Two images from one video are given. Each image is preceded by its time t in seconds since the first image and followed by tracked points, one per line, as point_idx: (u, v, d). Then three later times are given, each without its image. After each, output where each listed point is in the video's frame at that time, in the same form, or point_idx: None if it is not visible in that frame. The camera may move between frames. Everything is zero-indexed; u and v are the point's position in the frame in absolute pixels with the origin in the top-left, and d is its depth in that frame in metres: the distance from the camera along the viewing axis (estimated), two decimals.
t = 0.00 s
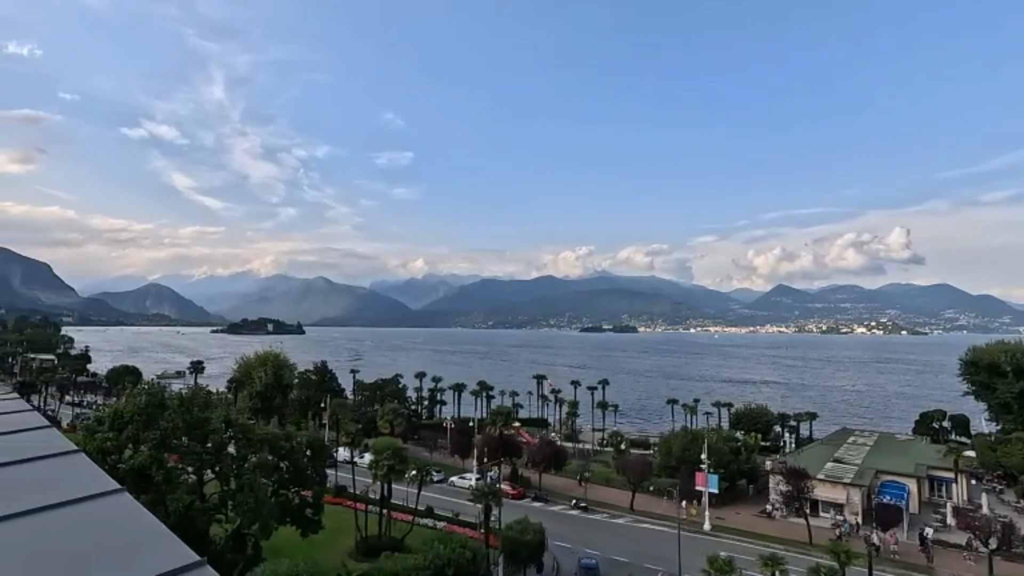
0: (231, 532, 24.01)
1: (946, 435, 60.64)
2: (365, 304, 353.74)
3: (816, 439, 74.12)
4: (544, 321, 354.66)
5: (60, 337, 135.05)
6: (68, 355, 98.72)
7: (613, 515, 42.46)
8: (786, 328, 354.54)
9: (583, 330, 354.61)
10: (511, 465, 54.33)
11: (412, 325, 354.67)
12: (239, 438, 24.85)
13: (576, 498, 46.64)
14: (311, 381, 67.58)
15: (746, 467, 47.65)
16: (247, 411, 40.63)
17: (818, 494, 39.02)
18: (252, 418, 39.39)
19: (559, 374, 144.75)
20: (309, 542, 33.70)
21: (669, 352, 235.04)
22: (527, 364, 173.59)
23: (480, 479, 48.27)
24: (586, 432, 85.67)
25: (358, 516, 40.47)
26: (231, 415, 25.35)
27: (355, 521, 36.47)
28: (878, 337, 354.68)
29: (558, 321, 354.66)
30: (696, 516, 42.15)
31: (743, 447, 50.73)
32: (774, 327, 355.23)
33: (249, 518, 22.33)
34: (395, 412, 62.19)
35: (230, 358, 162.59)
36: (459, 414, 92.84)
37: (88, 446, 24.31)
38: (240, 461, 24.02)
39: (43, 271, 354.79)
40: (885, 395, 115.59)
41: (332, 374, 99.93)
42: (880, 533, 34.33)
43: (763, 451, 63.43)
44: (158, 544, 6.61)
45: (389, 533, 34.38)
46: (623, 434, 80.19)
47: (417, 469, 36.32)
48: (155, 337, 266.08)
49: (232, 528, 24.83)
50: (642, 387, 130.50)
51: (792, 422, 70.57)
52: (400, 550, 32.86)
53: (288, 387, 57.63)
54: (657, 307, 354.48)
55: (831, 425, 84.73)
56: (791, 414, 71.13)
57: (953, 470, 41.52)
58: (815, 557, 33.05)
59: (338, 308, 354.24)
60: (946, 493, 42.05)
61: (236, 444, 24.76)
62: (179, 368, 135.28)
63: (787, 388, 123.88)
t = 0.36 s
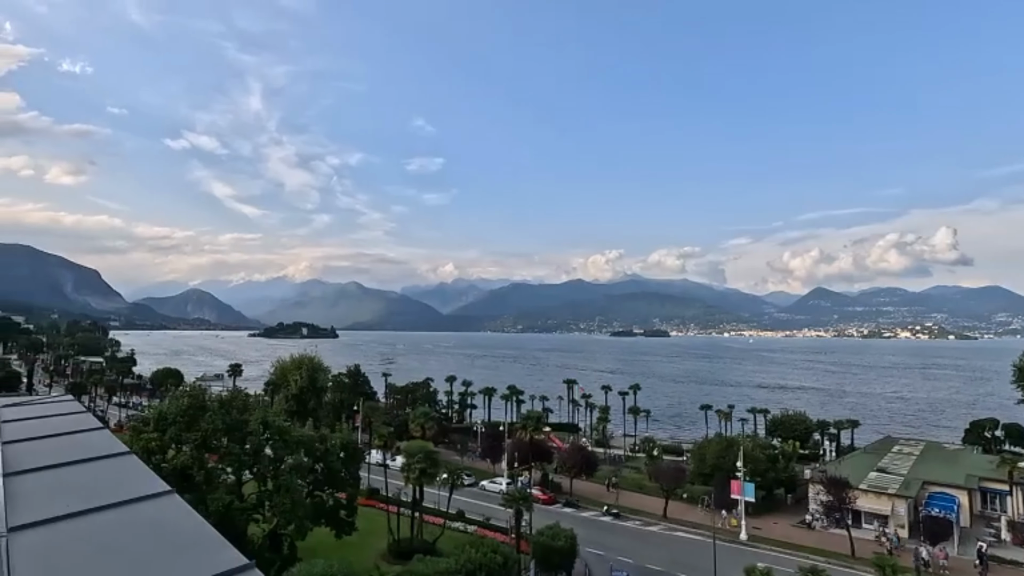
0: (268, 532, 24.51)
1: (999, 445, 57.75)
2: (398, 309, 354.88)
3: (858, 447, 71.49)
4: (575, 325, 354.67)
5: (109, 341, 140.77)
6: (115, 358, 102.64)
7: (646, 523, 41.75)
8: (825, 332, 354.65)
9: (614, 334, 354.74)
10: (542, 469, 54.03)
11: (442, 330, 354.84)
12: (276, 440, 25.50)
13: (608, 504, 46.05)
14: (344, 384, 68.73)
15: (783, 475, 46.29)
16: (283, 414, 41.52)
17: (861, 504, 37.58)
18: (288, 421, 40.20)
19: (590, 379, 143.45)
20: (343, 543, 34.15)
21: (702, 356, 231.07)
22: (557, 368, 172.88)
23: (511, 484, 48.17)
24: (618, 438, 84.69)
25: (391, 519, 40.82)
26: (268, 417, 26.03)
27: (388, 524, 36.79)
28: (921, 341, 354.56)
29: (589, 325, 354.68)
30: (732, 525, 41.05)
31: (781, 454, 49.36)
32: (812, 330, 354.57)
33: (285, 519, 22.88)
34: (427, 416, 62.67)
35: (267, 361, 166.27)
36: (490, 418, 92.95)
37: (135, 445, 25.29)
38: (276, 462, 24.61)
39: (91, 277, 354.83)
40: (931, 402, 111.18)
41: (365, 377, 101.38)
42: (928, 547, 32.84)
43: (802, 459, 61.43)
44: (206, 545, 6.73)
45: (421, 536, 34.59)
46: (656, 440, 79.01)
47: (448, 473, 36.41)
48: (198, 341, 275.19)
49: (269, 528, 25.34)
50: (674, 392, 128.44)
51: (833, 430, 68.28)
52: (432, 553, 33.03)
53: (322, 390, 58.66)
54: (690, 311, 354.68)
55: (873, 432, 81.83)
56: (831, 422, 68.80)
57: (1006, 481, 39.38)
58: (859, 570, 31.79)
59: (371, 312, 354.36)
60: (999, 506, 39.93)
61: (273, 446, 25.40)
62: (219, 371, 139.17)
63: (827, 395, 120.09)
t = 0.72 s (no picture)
0: (304, 532, 24.90)
1: None
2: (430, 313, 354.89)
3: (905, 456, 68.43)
4: (606, 329, 354.66)
5: (156, 345, 146.10)
6: (160, 360, 106.28)
7: (681, 530, 40.94)
8: (870, 336, 354.37)
9: (646, 338, 354.57)
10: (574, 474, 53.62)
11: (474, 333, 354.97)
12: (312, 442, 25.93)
13: (642, 511, 45.33)
14: (377, 387, 69.78)
15: (825, 484, 44.74)
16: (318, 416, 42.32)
17: (909, 516, 36.01)
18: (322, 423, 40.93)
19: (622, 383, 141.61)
20: (377, 544, 34.54)
21: (738, 360, 226.12)
22: (589, 373, 171.80)
23: (543, 489, 47.98)
24: (651, 444, 83.39)
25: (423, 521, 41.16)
26: (305, 419, 26.53)
27: (420, 526, 37.06)
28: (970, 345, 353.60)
29: (621, 328, 354.54)
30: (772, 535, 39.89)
31: (822, 462, 47.79)
32: (855, 334, 354.72)
33: (321, 519, 23.36)
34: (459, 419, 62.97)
35: (303, 364, 169.77)
36: (521, 421, 92.73)
37: (179, 445, 26.20)
38: (312, 464, 25.07)
39: (136, 283, 354.90)
40: (983, 409, 106.14)
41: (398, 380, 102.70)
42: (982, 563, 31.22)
43: (844, 467, 59.10)
44: (251, 543, 6.40)
45: (453, 538, 34.75)
46: (690, 446, 77.53)
47: (480, 476, 36.42)
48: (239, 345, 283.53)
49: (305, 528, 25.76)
50: (709, 397, 125.86)
51: (878, 438, 65.59)
52: (464, 557, 33.13)
53: (356, 393, 59.58)
54: (724, 315, 354.01)
55: (921, 441, 78.57)
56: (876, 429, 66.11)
57: None
58: None
59: (402, 317, 354.13)
60: None
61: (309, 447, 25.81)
62: (257, 373, 142.87)
63: (870, 401, 115.68)
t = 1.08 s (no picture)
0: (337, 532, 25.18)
1: None
2: (460, 316, 353.59)
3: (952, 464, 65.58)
4: (636, 331, 354.78)
5: (196, 347, 151.09)
6: (200, 362, 109.82)
7: (715, 537, 40.06)
8: (913, 339, 354.73)
9: (677, 341, 354.57)
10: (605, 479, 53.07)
11: (503, 336, 355.14)
12: (345, 443, 26.32)
13: (674, 517, 44.54)
14: (407, 390, 70.53)
15: (866, 492, 43.14)
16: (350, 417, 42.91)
17: (958, 527, 34.37)
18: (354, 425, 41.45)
19: (652, 387, 139.96)
20: (408, 546, 34.77)
21: (773, 364, 221.49)
22: (618, 375, 170.67)
23: (573, 493, 47.64)
24: (683, 448, 82.08)
25: (453, 523, 41.33)
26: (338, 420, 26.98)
27: (451, 529, 37.17)
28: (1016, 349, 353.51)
29: (651, 331, 354.79)
30: (811, 544, 38.74)
31: (863, 469, 46.16)
32: (897, 338, 355.38)
33: (354, 519, 23.70)
34: (488, 422, 63.06)
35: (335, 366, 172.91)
36: (550, 424, 92.46)
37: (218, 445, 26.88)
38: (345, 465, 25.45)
39: (175, 285, 354.74)
40: None
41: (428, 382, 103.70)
42: None
43: (886, 475, 56.98)
44: (288, 542, 4.73)
45: (483, 541, 34.78)
46: (724, 452, 75.97)
47: (510, 480, 36.36)
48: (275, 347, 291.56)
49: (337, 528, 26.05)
50: (743, 401, 123.30)
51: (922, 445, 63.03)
52: (494, 560, 33.15)
53: (387, 395, 60.33)
54: (758, 317, 354.28)
55: (968, 448, 75.43)
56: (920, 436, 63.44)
57: None
58: None
59: (430, 320, 354.55)
60: None
61: (342, 448, 26.21)
62: (291, 376, 146.06)
63: (914, 406, 111.48)
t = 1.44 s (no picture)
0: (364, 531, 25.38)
1: None
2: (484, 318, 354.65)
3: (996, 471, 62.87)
4: (662, 333, 354.59)
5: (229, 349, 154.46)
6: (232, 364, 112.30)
7: (745, 543, 39.25)
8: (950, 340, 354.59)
9: (704, 343, 354.58)
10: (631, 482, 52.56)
11: (528, 337, 355.02)
12: (372, 444, 26.61)
13: (703, 521, 43.82)
14: (434, 391, 70.96)
15: (905, 499, 41.69)
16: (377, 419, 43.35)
17: (1002, 536, 32.93)
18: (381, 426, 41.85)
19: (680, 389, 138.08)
20: (434, 546, 34.97)
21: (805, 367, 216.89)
22: (645, 377, 169.30)
23: (600, 496, 47.31)
24: (712, 452, 80.72)
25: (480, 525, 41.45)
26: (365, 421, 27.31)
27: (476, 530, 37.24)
28: None
29: (677, 333, 354.69)
30: (846, 551, 37.64)
31: (900, 475, 44.62)
32: (936, 338, 354.63)
33: (381, 519, 23.97)
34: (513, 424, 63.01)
35: (362, 368, 175.26)
36: (576, 427, 91.86)
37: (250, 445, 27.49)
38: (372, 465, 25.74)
39: (209, 291, 354.82)
40: None
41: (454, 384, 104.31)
42: None
43: (925, 481, 54.93)
44: (317, 542, 4.23)
45: (509, 543, 34.77)
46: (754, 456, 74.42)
47: (536, 482, 36.26)
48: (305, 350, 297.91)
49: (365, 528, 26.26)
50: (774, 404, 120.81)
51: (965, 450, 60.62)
52: (520, 562, 33.13)
53: (413, 396, 60.87)
54: (789, 318, 354.52)
55: (1013, 454, 72.55)
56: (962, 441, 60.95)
57: None
58: None
59: (455, 322, 354.69)
60: None
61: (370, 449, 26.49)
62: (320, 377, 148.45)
63: (955, 410, 107.61)
